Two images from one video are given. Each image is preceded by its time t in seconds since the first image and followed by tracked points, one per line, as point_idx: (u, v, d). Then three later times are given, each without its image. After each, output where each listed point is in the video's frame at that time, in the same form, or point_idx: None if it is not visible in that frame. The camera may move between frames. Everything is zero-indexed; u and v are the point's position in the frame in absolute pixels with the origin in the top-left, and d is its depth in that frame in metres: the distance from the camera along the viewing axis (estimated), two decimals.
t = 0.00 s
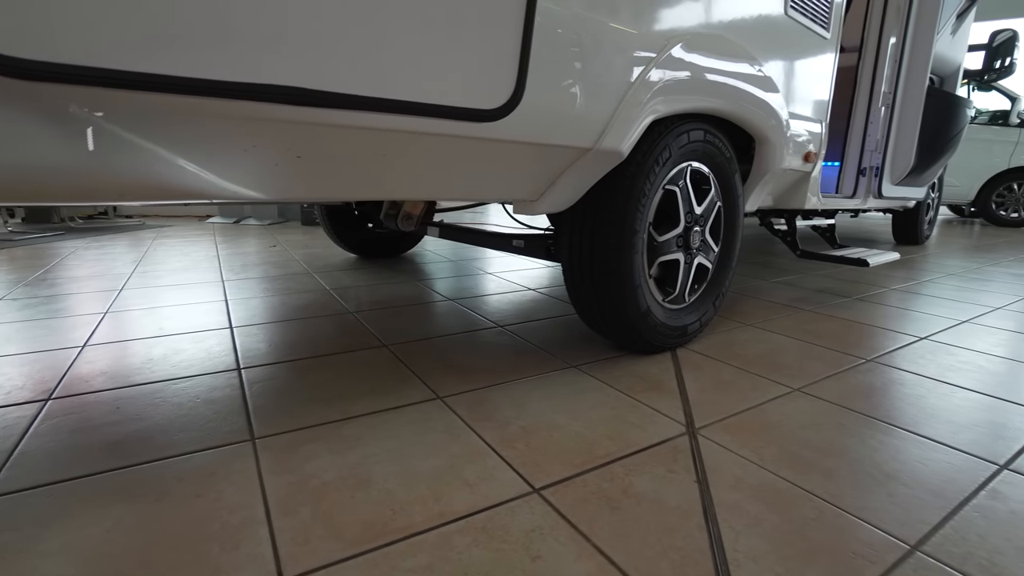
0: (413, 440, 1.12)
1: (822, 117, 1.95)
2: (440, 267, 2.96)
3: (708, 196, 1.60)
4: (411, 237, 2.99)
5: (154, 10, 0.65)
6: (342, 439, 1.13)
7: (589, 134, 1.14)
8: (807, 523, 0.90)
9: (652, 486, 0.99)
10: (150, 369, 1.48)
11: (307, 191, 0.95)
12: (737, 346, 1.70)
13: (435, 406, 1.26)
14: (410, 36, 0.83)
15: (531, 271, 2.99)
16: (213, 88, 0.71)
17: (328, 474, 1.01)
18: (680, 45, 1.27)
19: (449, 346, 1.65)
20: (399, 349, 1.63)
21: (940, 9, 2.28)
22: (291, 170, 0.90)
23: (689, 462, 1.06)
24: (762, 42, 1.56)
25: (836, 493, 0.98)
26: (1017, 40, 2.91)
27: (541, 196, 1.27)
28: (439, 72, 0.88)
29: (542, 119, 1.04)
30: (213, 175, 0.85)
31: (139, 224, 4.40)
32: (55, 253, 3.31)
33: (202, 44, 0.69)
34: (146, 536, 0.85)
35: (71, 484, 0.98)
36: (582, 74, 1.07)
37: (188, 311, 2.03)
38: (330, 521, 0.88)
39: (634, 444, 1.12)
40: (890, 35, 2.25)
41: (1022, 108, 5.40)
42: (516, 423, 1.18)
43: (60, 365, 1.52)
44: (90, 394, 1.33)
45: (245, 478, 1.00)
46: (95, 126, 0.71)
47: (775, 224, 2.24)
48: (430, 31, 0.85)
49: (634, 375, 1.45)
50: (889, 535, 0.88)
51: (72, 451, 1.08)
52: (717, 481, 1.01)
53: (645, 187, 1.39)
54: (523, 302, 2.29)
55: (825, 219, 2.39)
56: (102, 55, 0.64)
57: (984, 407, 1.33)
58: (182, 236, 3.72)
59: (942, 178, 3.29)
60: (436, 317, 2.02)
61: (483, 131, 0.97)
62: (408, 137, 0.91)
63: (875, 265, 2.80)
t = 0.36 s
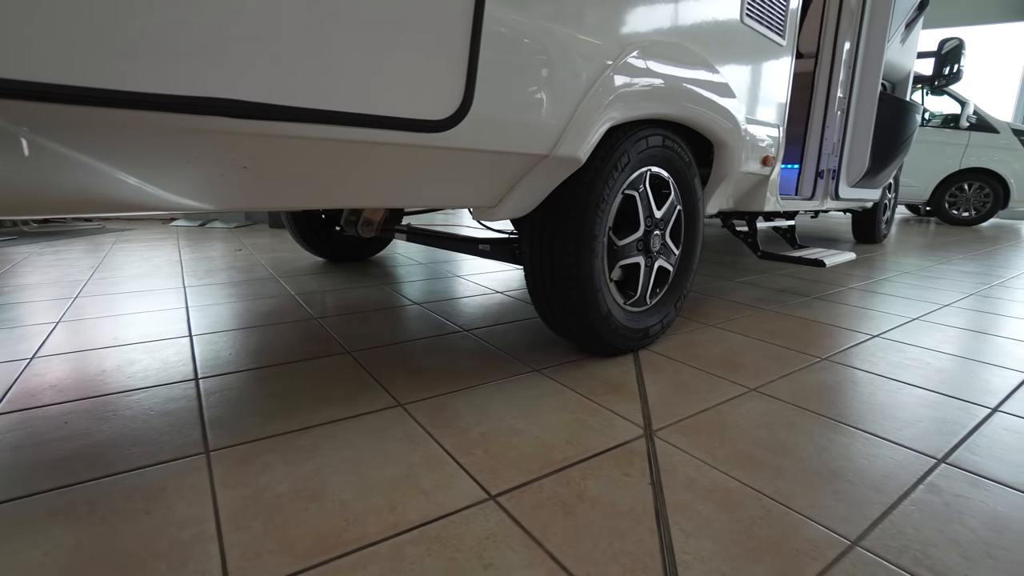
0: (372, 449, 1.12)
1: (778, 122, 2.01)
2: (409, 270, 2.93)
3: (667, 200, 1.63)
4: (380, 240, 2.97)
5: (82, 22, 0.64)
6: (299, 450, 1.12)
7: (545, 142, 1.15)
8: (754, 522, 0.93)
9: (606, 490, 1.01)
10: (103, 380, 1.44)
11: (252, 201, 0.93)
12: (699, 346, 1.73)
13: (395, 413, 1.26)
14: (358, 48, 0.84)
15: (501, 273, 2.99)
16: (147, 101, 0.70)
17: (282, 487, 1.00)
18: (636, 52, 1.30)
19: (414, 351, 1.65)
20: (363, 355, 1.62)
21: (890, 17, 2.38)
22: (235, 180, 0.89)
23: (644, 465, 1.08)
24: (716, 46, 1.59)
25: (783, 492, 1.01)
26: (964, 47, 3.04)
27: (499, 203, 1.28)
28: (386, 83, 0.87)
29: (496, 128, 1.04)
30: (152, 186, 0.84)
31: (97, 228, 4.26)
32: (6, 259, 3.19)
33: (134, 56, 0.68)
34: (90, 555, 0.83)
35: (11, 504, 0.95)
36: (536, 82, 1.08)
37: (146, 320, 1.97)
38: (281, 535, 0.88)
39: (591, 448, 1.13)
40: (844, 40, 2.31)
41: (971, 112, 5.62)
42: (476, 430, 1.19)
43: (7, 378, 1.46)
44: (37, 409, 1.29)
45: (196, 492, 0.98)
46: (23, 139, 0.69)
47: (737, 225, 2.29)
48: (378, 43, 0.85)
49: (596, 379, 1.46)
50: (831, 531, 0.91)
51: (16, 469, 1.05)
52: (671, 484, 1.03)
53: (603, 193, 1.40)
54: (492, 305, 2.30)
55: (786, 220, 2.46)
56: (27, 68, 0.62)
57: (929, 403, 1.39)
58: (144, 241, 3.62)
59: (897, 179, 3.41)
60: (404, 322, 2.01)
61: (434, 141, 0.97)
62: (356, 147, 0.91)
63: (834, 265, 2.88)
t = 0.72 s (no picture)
0: (329, 458, 1.10)
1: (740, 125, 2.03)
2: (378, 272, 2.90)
3: (630, 202, 1.64)
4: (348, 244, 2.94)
5: None
6: (253, 461, 1.09)
7: (502, 146, 1.14)
8: (708, 523, 0.94)
9: (564, 495, 1.00)
10: (49, 392, 1.38)
11: (196, 207, 0.91)
12: (663, 347, 1.75)
13: (354, 421, 1.24)
14: (303, 52, 0.82)
15: (471, 275, 2.98)
16: (73, 107, 0.67)
17: (233, 501, 0.97)
18: (594, 56, 1.30)
19: (377, 357, 1.63)
20: (325, 361, 1.59)
21: (847, 22, 2.44)
22: (176, 186, 0.86)
23: (603, 469, 1.08)
24: (676, 48, 1.60)
25: (738, 492, 1.02)
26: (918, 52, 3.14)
27: (458, 207, 1.27)
28: (332, 88, 0.86)
29: (451, 132, 1.03)
30: (87, 193, 0.81)
31: (52, 232, 4.10)
32: None
33: (58, 60, 0.65)
34: None
35: None
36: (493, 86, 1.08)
37: (100, 327, 1.90)
38: (229, 552, 0.85)
39: (551, 453, 1.13)
40: (804, 43, 2.35)
41: (928, 114, 5.83)
42: (436, 437, 1.18)
43: None
44: None
45: (142, 509, 0.95)
46: None
47: (702, 226, 2.32)
48: (323, 46, 0.83)
49: (559, 381, 1.46)
50: (782, 530, 0.93)
51: None
52: (628, 487, 1.03)
53: (565, 196, 1.40)
54: (460, 308, 2.28)
55: (750, 220, 2.50)
56: None
57: (882, 399, 1.43)
58: (102, 245, 3.50)
59: (858, 179, 3.50)
60: (369, 325, 1.98)
61: (385, 146, 0.95)
62: (302, 153, 0.89)
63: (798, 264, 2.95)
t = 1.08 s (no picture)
0: (289, 469, 1.08)
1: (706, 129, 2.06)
2: (349, 275, 2.87)
3: (597, 205, 1.64)
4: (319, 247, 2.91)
5: None
6: (210, 474, 1.07)
7: (463, 152, 1.14)
8: (667, 526, 0.95)
9: (525, 501, 1.01)
10: None
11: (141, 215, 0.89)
12: (631, 348, 1.76)
13: (316, 430, 1.23)
14: (251, 59, 0.80)
15: (444, 277, 2.97)
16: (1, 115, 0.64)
17: (187, 515, 0.95)
18: (557, 61, 1.30)
19: (344, 362, 1.61)
20: (290, 368, 1.57)
21: (810, 28, 2.50)
22: (120, 195, 0.84)
23: (565, 473, 1.09)
24: (640, 53, 1.62)
25: (697, 494, 1.04)
26: (880, 57, 3.23)
27: (421, 212, 1.26)
28: (281, 94, 0.84)
29: (409, 138, 1.02)
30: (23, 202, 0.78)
31: (10, 235, 3.96)
32: None
33: None
34: None
35: None
36: (451, 91, 1.07)
37: (56, 335, 1.85)
38: (180, 568, 0.83)
39: (514, 458, 1.13)
40: (769, 48, 2.40)
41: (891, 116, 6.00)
42: (399, 444, 1.17)
43: None
44: None
45: (90, 526, 0.92)
46: None
47: (671, 227, 2.35)
48: (271, 51, 0.82)
49: (526, 385, 1.46)
50: (739, 530, 0.94)
51: None
52: (590, 491, 1.04)
53: (530, 199, 1.40)
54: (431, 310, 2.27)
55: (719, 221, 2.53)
56: None
57: (842, 397, 1.46)
58: (63, 249, 3.40)
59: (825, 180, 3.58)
60: (338, 330, 1.96)
61: (339, 152, 0.94)
62: (253, 160, 0.87)
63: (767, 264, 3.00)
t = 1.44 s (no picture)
0: (246, 480, 1.06)
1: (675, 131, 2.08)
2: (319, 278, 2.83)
3: (564, 207, 1.65)
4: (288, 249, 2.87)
5: None
6: (163, 487, 1.04)
7: (422, 156, 1.13)
8: (626, 529, 0.96)
9: (486, 507, 1.00)
10: None
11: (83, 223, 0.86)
12: (599, 350, 1.77)
13: (277, 439, 1.20)
14: (194, 64, 0.78)
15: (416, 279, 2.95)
16: None
17: (138, 531, 0.92)
18: (519, 64, 1.29)
19: (309, 368, 1.59)
20: (253, 375, 1.54)
21: (774, 32, 2.54)
22: (59, 203, 0.81)
23: (527, 478, 1.09)
24: (605, 57, 1.63)
25: (657, 496, 1.05)
26: (844, 59, 3.31)
27: (382, 216, 1.25)
28: (228, 100, 0.82)
29: (365, 143, 1.01)
30: None
31: None
32: None
33: None
34: None
35: None
36: (409, 97, 1.06)
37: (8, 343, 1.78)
38: None
39: (477, 463, 1.13)
40: (735, 51, 2.43)
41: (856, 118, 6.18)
42: (360, 452, 1.16)
43: None
44: None
45: (33, 546, 0.89)
46: None
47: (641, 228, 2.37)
48: (215, 56, 0.80)
49: (493, 389, 1.46)
50: (696, 532, 0.95)
51: None
52: (551, 496, 1.04)
53: (494, 203, 1.40)
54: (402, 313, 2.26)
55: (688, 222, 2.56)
56: None
57: (802, 396, 1.49)
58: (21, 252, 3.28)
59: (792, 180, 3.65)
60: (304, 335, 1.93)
61: (291, 159, 0.92)
62: (199, 167, 0.85)
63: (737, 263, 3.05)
